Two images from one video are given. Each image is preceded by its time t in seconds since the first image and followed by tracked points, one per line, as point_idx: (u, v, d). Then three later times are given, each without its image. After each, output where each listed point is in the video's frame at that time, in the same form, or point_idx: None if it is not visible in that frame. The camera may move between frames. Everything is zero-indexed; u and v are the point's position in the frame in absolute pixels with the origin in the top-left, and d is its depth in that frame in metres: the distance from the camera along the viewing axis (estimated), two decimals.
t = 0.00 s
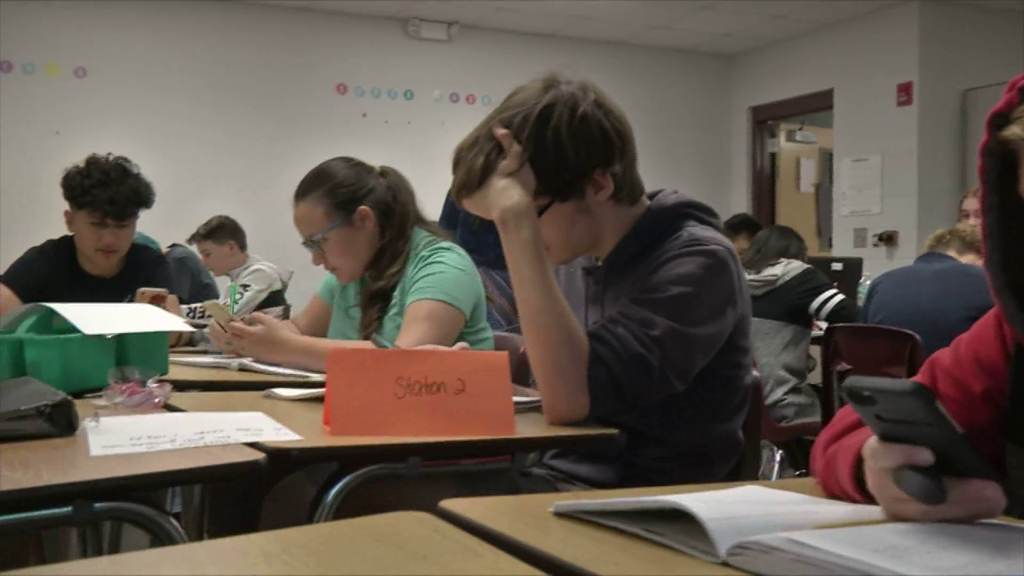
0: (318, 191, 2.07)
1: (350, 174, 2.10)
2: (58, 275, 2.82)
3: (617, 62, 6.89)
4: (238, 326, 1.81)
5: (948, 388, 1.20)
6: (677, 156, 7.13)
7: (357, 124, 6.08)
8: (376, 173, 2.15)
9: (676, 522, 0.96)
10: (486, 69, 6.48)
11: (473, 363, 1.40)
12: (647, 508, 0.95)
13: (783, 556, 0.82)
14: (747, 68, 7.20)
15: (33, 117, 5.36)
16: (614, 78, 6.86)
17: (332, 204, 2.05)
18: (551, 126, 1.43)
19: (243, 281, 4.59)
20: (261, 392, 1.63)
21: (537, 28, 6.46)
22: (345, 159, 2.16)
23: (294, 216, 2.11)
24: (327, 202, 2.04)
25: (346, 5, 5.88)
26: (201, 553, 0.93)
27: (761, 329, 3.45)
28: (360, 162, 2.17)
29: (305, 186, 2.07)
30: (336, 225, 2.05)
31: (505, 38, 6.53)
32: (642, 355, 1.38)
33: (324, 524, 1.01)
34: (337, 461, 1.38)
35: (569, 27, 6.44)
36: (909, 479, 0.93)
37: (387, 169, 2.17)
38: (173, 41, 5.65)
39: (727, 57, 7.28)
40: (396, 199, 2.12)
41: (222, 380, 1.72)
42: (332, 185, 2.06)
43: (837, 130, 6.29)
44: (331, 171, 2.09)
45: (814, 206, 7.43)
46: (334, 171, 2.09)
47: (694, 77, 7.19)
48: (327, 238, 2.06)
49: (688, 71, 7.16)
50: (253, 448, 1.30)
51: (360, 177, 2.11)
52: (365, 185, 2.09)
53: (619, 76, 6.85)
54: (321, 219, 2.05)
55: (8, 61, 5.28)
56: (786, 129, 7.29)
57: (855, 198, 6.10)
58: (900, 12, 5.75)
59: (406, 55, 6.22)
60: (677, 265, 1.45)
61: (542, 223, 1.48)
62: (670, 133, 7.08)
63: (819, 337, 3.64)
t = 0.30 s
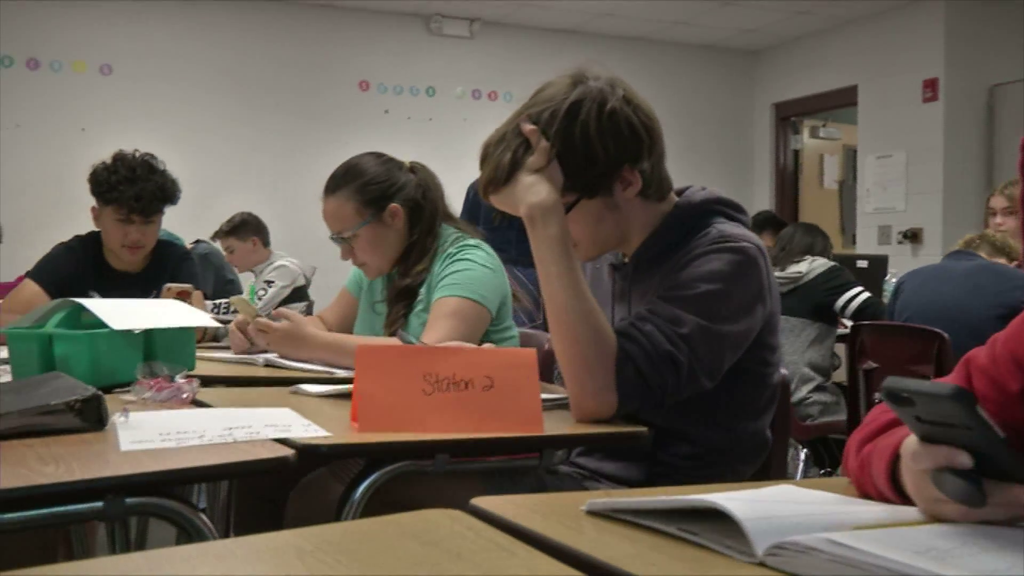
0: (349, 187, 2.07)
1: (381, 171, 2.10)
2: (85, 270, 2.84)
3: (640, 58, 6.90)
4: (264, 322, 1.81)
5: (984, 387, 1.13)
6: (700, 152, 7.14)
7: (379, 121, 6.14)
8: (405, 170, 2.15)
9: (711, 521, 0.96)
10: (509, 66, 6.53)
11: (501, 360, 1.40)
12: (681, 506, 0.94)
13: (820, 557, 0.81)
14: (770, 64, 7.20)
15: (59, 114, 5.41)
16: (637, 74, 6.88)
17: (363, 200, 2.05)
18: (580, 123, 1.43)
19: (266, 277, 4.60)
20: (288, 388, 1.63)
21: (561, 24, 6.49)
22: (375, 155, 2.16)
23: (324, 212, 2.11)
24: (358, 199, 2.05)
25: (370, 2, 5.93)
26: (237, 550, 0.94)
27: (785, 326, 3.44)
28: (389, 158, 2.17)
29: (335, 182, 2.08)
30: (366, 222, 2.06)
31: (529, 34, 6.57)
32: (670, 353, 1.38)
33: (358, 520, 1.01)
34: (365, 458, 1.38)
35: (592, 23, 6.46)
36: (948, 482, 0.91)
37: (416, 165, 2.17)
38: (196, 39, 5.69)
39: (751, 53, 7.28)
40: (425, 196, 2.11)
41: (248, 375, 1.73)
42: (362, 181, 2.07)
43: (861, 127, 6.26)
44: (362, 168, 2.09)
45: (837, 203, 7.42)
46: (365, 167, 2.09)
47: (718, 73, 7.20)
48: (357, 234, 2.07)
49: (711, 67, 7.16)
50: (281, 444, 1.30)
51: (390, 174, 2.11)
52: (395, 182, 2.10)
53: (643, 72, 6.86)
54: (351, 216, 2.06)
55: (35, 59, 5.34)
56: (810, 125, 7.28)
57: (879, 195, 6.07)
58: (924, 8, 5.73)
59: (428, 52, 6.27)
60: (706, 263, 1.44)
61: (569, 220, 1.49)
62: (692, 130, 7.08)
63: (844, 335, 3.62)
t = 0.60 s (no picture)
0: (381, 183, 2.07)
1: (412, 167, 2.10)
2: (113, 268, 2.85)
3: (664, 55, 6.98)
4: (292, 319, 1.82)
5: None
6: (726, 149, 7.19)
7: (404, 119, 6.26)
8: (437, 166, 2.14)
9: (750, 523, 0.95)
10: (535, 64, 6.65)
11: (532, 359, 1.39)
12: (720, 508, 0.93)
13: (865, 560, 0.80)
14: (795, 63, 7.26)
15: (88, 113, 5.55)
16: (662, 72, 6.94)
17: (395, 196, 2.06)
18: (610, 120, 1.42)
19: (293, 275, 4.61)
20: (318, 385, 1.64)
21: (586, 22, 6.60)
22: (407, 151, 2.16)
23: (355, 207, 2.11)
24: (390, 195, 2.05)
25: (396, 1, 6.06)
26: (272, 548, 0.94)
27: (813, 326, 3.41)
28: (420, 154, 2.17)
29: (366, 178, 2.08)
30: (398, 217, 2.06)
31: (554, 32, 6.68)
32: (702, 352, 1.37)
33: (390, 520, 1.01)
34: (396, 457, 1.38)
35: (617, 21, 6.54)
36: (994, 484, 0.89)
37: (447, 161, 2.16)
38: (221, 39, 5.82)
39: (776, 50, 7.33)
40: (457, 193, 2.10)
41: (278, 372, 1.73)
42: (394, 177, 2.07)
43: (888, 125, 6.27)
44: (393, 164, 2.09)
45: (864, 202, 7.43)
46: (397, 163, 2.09)
47: (743, 70, 7.24)
48: (388, 230, 2.06)
49: (736, 64, 7.21)
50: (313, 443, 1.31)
51: (422, 171, 2.11)
52: (427, 178, 2.09)
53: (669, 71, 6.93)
54: (383, 211, 2.06)
55: (64, 58, 5.49)
56: (835, 124, 7.32)
57: (906, 194, 6.07)
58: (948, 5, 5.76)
59: (453, 50, 6.40)
60: (738, 261, 1.43)
61: (600, 218, 1.48)
62: (717, 128, 7.13)
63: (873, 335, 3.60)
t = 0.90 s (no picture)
0: (410, 180, 2.07)
1: (441, 164, 2.10)
2: (145, 266, 2.87)
3: (690, 52, 7.08)
4: (321, 316, 1.82)
5: None
6: (752, 145, 7.27)
7: (430, 115, 6.40)
8: (466, 162, 2.14)
9: (791, 521, 0.94)
10: (560, 61, 6.76)
11: (564, 356, 1.39)
12: (760, 507, 0.92)
13: (913, 560, 0.79)
14: (824, 58, 7.29)
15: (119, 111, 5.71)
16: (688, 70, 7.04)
17: (424, 193, 2.06)
18: (643, 115, 1.41)
19: (320, 272, 4.63)
20: (347, 382, 1.64)
21: (613, 19, 6.71)
22: (436, 148, 2.16)
23: (384, 204, 2.11)
24: (420, 192, 2.05)
25: None
26: (309, 545, 0.94)
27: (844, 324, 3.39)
28: (450, 151, 2.17)
29: (395, 175, 2.08)
30: (427, 215, 2.06)
31: (581, 28, 6.80)
32: (735, 349, 1.36)
33: (422, 519, 1.00)
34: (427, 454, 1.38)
35: (643, 17, 6.65)
36: None
37: (477, 158, 2.16)
38: (250, 40, 5.94)
39: (803, 47, 7.39)
40: (486, 190, 2.10)
41: (307, 368, 1.74)
42: (423, 175, 2.06)
43: (918, 121, 6.29)
44: (422, 161, 2.09)
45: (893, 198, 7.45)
46: (426, 160, 2.09)
47: (769, 67, 7.32)
48: (417, 227, 2.06)
49: (762, 60, 7.29)
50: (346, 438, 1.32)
51: (451, 168, 2.10)
52: (456, 175, 2.09)
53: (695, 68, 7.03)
54: (412, 208, 2.06)
55: (93, 57, 5.62)
56: (864, 120, 7.35)
57: (936, 191, 6.10)
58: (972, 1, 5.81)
59: (480, 47, 6.53)
60: (771, 257, 1.42)
61: (630, 215, 1.47)
62: (743, 124, 7.20)
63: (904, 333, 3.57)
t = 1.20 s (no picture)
0: (438, 175, 2.07)
1: (470, 159, 2.09)
2: (174, 262, 2.89)
3: (716, 47, 7.13)
4: (349, 312, 1.82)
5: None
6: (778, 140, 7.30)
7: (454, 111, 6.55)
8: (495, 157, 2.13)
9: (834, 520, 0.93)
10: (586, 57, 6.87)
11: (597, 351, 1.38)
12: (803, 505, 0.91)
13: (963, 560, 0.77)
14: (852, 52, 7.32)
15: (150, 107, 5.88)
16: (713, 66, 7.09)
17: (452, 188, 2.05)
18: (678, 103, 1.42)
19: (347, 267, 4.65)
20: (376, 377, 1.64)
21: (638, 14, 6.80)
22: (464, 142, 2.15)
23: (413, 199, 2.12)
24: (448, 187, 2.05)
25: None
26: (347, 541, 0.93)
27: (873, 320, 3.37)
28: (478, 146, 2.16)
29: (424, 170, 2.08)
30: (455, 210, 2.05)
31: (607, 25, 6.91)
32: (771, 346, 1.35)
33: (455, 515, 0.99)
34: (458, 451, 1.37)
35: (669, 12, 6.71)
36: None
37: (505, 153, 2.15)
38: (276, 39, 6.11)
39: (830, 41, 7.42)
40: (514, 185, 2.09)
41: (336, 363, 1.74)
42: (451, 170, 2.06)
43: (947, 116, 6.28)
44: (450, 156, 2.08)
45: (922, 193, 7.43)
46: (454, 155, 2.08)
47: (796, 62, 7.35)
48: (446, 222, 2.06)
49: (788, 55, 7.33)
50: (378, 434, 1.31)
51: (479, 163, 2.10)
52: (484, 171, 2.09)
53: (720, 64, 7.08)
54: (441, 203, 2.06)
55: (121, 54, 5.82)
56: (892, 115, 7.36)
57: (966, 186, 6.11)
58: None
59: (505, 43, 6.65)
60: (807, 253, 1.41)
61: (663, 201, 1.48)
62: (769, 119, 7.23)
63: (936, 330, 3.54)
